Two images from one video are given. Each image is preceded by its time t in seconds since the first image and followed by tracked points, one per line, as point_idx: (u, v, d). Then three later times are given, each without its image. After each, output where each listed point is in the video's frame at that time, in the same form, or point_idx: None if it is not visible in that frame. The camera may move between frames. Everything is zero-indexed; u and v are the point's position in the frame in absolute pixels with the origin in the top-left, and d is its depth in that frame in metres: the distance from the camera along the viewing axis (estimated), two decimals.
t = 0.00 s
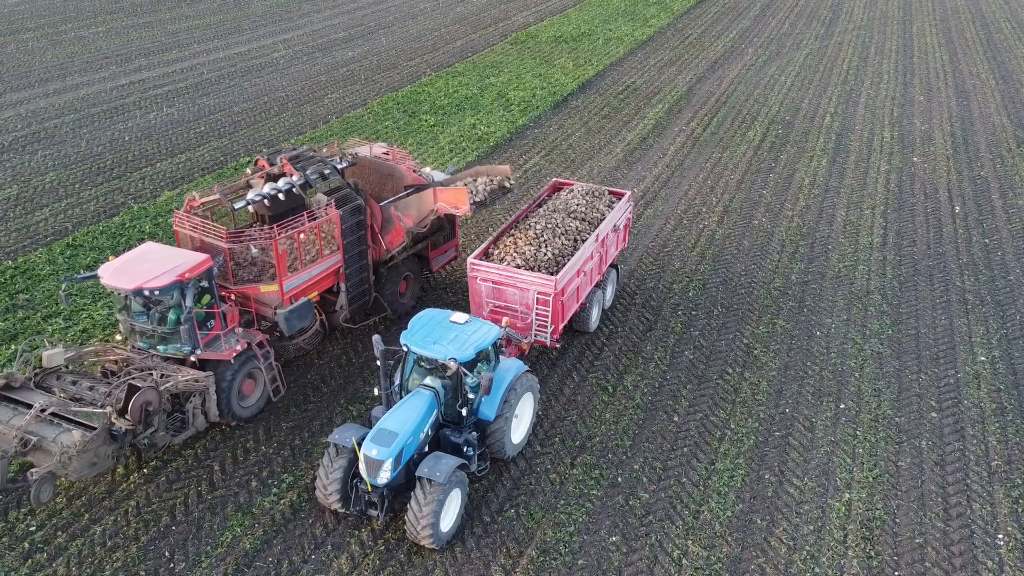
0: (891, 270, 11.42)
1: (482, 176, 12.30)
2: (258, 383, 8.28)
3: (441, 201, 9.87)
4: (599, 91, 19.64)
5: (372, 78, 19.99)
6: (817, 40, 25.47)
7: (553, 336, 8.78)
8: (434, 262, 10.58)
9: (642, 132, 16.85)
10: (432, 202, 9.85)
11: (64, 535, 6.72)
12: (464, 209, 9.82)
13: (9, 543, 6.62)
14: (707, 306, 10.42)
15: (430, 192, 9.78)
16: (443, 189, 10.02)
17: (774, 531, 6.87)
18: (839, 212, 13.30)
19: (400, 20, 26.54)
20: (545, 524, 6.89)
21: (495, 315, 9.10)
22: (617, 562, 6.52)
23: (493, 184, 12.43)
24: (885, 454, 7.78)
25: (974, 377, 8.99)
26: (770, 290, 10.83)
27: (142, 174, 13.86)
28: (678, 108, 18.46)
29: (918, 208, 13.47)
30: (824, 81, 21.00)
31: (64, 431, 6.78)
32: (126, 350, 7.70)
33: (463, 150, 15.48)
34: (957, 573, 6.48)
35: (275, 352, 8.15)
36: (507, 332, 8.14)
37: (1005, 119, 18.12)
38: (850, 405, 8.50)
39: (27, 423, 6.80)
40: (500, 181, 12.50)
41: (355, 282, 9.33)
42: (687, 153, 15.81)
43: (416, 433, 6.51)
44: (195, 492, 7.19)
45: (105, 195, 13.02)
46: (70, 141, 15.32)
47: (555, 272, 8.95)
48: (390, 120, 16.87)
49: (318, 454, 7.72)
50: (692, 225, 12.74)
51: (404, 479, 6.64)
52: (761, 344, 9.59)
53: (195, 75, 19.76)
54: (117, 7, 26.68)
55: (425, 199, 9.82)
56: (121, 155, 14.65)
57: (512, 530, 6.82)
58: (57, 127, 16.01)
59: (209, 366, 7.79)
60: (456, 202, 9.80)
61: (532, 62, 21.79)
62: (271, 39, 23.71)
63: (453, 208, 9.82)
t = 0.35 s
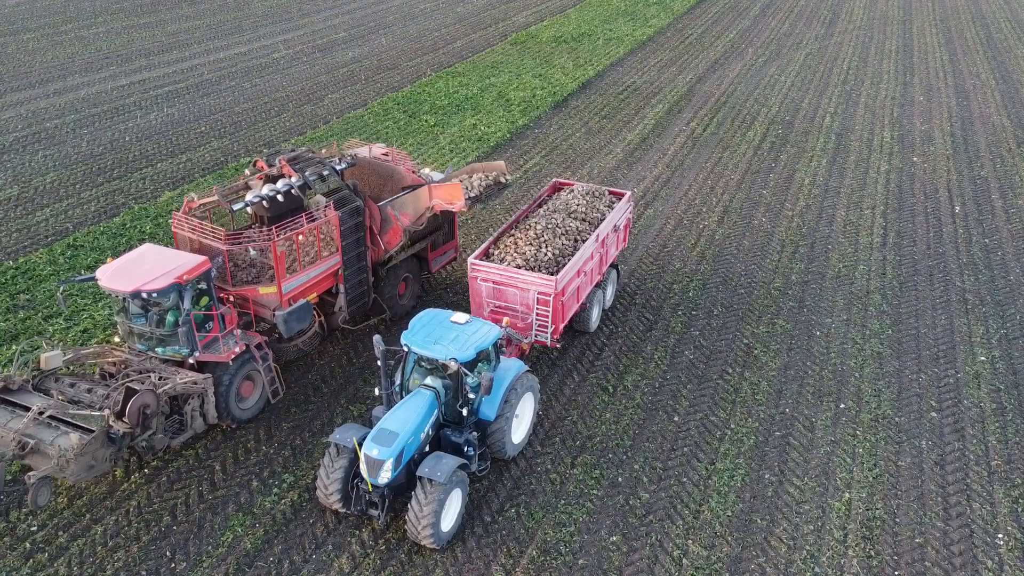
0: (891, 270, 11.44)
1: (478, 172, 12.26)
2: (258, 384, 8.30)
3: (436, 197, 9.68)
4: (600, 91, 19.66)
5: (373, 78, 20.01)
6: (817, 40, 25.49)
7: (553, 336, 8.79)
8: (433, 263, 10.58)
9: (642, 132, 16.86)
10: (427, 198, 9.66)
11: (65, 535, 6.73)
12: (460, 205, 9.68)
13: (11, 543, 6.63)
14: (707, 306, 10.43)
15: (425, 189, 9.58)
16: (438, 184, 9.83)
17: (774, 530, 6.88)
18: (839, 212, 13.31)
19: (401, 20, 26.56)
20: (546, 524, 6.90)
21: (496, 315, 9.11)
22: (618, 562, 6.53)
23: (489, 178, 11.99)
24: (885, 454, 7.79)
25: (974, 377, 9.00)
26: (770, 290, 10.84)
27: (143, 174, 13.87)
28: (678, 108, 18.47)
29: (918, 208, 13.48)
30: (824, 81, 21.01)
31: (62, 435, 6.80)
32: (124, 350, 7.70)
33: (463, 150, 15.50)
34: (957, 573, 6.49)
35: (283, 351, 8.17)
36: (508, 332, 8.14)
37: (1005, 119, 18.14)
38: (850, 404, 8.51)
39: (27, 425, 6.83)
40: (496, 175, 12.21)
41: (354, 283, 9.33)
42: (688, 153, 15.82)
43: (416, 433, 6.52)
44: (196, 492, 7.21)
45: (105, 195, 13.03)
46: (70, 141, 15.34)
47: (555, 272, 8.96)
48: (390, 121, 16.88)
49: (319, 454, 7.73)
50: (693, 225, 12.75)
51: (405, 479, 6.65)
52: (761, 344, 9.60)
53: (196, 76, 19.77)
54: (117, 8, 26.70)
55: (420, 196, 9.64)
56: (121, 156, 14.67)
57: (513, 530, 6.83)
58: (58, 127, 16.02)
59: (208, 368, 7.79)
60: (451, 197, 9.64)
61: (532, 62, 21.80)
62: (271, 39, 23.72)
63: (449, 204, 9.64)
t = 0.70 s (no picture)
0: (890, 270, 11.44)
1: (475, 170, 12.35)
2: (258, 385, 8.30)
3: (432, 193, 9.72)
4: (600, 91, 19.67)
5: (373, 79, 20.02)
6: (817, 40, 25.50)
7: (554, 337, 8.79)
8: (433, 264, 10.60)
9: (642, 133, 16.87)
10: (425, 195, 9.67)
11: (66, 535, 6.74)
12: (456, 201, 9.76)
13: (12, 543, 6.65)
14: (707, 306, 10.44)
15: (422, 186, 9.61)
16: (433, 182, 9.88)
17: (774, 531, 6.89)
18: (839, 213, 13.31)
19: (401, 20, 26.57)
20: (546, 524, 6.90)
21: (496, 316, 9.13)
22: (618, 562, 6.54)
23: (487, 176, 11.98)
24: (885, 454, 7.80)
25: (974, 377, 9.01)
26: (770, 290, 10.84)
27: (143, 175, 13.88)
28: (678, 109, 18.49)
29: (918, 208, 13.49)
30: (824, 82, 21.02)
31: (62, 436, 6.80)
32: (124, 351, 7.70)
33: (463, 151, 15.50)
34: (956, 572, 6.51)
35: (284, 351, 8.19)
36: (508, 332, 8.15)
37: (1004, 119, 18.15)
38: (850, 404, 8.52)
39: (27, 427, 6.83)
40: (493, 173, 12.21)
41: (354, 284, 9.33)
42: (687, 153, 15.82)
43: (417, 433, 6.53)
44: (197, 492, 7.22)
45: (106, 196, 13.04)
46: (71, 141, 15.37)
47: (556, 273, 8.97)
48: (391, 121, 16.89)
49: (320, 454, 7.74)
50: (693, 225, 12.77)
51: (406, 480, 6.66)
52: (761, 344, 9.61)
53: (196, 76, 19.79)
54: (117, 8, 26.71)
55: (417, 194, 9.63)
56: (122, 156, 14.68)
57: (513, 530, 6.84)
58: (58, 128, 16.03)
59: (208, 369, 7.81)
60: (447, 193, 9.73)
61: (532, 63, 21.81)
62: (271, 40, 23.73)
63: (446, 200, 9.72)
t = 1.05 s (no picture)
0: (891, 269, 11.46)
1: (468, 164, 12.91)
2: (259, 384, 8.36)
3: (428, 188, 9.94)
4: (600, 91, 19.67)
5: (374, 79, 20.02)
6: (817, 40, 25.50)
7: (555, 336, 8.81)
8: (433, 265, 10.62)
9: (643, 133, 16.87)
10: (420, 191, 9.86)
11: (68, 534, 6.77)
12: (452, 194, 10.04)
13: (13, 542, 6.67)
14: (708, 306, 10.45)
15: (417, 183, 9.80)
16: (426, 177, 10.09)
17: (774, 530, 6.91)
18: (839, 213, 13.32)
19: (401, 21, 26.57)
20: (547, 523, 6.93)
21: (497, 315, 9.15)
22: (618, 561, 6.56)
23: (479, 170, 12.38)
24: (885, 453, 7.81)
25: (974, 376, 9.02)
26: (770, 290, 10.86)
27: (144, 175, 13.90)
28: (678, 109, 18.50)
29: (918, 208, 13.50)
30: (824, 81, 21.02)
31: (61, 436, 6.78)
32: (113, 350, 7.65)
33: (464, 151, 15.50)
34: (956, 572, 6.52)
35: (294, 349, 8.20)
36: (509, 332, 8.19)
37: (1005, 119, 18.15)
38: (849, 404, 8.53)
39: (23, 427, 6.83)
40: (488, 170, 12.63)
41: (353, 284, 9.35)
42: (688, 153, 15.83)
43: (419, 432, 6.55)
44: (199, 492, 7.24)
45: (107, 196, 13.06)
46: (72, 142, 15.38)
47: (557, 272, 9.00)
48: (391, 121, 16.90)
49: (320, 453, 7.76)
50: (693, 225, 12.78)
51: (408, 479, 6.66)
52: (761, 343, 9.63)
53: (196, 77, 19.80)
54: (118, 9, 26.73)
55: (414, 189, 9.81)
56: (122, 157, 14.69)
57: (514, 529, 6.86)
58: (58, 128, 16.04)
59: (207, 369, 7.86)
60: (443, 187, 9.98)
61: (533, 63, 21.82)
62: (271, 40, 23.72)
63: (442, 194, 9.96)
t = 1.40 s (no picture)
0: (892, 264, 11.67)
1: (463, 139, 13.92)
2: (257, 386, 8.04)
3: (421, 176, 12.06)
4: (604, 90, 19.88)
5: (380, 77, 20.22)
6: (818, 40, 25.73)
7: (557, 335, 8.96)
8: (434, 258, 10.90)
9: (647, 131, 17.08)
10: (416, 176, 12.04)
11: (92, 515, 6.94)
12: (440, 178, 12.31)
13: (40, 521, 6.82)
14: (714, 299, 10.65)
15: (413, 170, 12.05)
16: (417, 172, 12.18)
17: (782, 512, 7.11)
18: (841, 209, 13.53)
19: (405, 20, 26.76)
20: (561, 505, 7.12)
21: (500, 314, 9.32)
22: (631, 542, 6.75)
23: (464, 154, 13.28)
24: (889, 440, 8.01)
25: (974, 367, 9.23)
26: (775, 284, 11.06)
27: (157, 171, 14.08)
28: (682, 107, 18.72)
29: (919, 204, 13.72)
30: (825, 81, 21.25)
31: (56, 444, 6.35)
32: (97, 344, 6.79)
33: (471, 148, 15.69)
34: (958, 552, 6.72)
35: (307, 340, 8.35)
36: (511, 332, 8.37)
37: (1004, 118, 18.39)
38: (853, 393, 8.73)
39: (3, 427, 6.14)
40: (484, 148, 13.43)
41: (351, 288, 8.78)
42: (692, 150, 16.05)
43: (432, 429, 6.64)
44: (220, 476, 7.41)
45: (120, 191, 13.23)
46: (84, 138, 15.52)
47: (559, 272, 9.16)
48: (398, 119, 17.09)
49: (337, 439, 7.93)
50: (698, 220, 12.99)
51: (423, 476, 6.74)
52: (766, 335, 9.82)
53: (204, 75, 19.99)
54: (124, 8, 26.90)
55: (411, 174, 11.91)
56: (134, 153, 14.86)
57: (529, 510, 7.05)
58: (70, 125, 16.20)
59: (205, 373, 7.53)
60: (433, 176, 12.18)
61: (537, 62, 22.02)
62: (277, 39, 23.90)
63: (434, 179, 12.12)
